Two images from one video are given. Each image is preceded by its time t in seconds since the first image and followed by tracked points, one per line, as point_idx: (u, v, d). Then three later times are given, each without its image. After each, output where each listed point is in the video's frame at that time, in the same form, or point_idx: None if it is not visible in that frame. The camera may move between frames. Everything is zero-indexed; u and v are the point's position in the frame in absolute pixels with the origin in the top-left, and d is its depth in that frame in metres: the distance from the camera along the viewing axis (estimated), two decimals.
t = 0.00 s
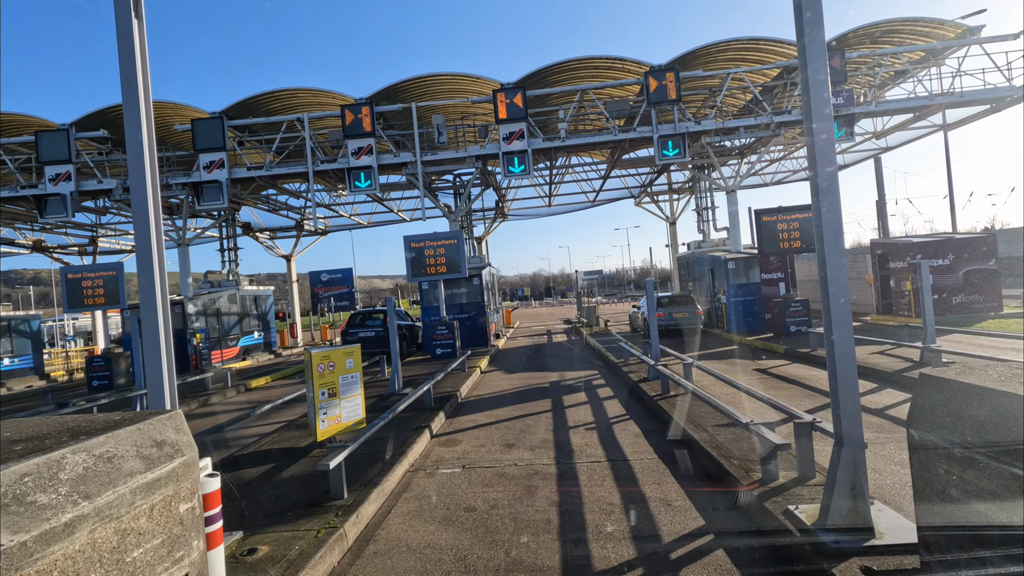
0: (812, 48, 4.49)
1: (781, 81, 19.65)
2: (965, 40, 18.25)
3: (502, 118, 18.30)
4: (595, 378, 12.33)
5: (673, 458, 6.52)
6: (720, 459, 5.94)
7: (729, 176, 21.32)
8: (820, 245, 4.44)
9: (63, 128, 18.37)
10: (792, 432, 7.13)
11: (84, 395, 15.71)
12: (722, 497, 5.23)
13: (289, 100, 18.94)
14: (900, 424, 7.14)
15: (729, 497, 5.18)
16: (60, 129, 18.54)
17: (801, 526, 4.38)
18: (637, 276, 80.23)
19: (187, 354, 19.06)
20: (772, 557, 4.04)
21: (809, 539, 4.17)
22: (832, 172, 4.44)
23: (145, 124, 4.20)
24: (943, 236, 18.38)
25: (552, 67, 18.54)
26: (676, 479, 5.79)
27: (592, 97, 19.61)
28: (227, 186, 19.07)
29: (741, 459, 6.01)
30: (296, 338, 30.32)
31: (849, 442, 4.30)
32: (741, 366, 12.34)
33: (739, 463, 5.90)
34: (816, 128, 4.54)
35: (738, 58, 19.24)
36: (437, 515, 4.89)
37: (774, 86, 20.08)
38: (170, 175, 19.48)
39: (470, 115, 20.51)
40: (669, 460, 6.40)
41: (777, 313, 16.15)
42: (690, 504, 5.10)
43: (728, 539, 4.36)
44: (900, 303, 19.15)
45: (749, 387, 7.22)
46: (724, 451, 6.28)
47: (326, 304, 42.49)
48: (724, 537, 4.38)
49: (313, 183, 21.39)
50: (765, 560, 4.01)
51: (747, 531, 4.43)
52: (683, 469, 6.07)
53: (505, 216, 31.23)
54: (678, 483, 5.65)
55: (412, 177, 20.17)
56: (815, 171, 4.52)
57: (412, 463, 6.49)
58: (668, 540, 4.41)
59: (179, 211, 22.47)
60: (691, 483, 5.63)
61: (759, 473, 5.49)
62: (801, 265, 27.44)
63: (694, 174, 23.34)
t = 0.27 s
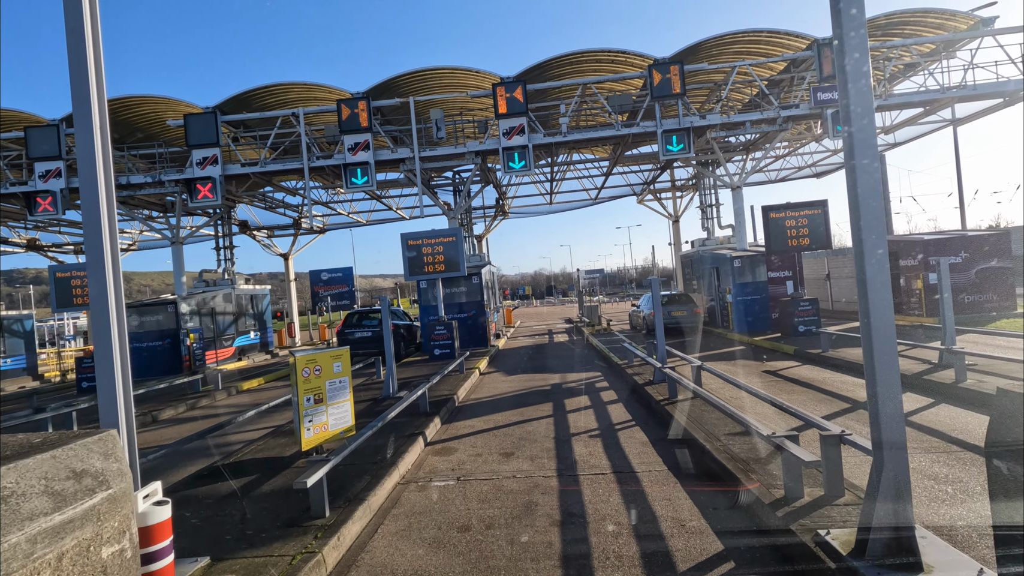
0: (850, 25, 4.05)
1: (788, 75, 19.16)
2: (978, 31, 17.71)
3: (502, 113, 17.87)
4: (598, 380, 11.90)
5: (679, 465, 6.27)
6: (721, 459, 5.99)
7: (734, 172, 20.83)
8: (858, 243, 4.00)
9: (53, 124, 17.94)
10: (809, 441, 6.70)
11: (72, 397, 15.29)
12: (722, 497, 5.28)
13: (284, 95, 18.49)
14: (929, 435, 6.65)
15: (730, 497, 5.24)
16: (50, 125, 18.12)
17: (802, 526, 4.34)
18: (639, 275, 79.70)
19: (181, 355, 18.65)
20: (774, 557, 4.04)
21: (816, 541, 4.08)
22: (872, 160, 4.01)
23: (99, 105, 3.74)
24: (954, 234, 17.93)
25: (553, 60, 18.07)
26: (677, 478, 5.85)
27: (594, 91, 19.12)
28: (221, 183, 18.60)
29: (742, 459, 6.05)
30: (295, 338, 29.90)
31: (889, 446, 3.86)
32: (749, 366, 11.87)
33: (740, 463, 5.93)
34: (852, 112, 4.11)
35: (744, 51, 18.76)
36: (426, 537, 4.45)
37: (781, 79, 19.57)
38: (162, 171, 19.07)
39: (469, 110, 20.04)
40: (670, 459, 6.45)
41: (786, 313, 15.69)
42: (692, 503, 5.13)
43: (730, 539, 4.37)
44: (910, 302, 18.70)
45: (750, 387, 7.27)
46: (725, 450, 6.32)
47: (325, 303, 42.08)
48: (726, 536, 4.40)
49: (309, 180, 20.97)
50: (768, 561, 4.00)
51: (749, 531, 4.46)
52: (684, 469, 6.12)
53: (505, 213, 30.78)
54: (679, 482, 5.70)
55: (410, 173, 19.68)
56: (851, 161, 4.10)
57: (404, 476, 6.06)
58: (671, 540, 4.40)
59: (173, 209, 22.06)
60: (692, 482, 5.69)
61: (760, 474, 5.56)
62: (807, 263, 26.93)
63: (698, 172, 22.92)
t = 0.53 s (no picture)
0: None
1: (794, 70, 18.75)
2: (989, 25, 17.30)
3: (501, 109, 17.48)
4: (599, 383, 11.50)
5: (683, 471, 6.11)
6: (721, 459, 6.01)
7: (738, 169, 20.41)
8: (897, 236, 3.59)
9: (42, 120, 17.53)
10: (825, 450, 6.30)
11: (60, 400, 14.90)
12: (722, 497, 5.33)
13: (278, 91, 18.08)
14: (957, 446, 6.24)
15: (730, 497, 5.29)
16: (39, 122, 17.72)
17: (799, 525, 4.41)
18: (639, 275, 79.32)
19: (174, 356, 18.28)
20: (775, 556, 4.06)
21: (811, 539, 4.14)
22: (916, 146, 3.60)
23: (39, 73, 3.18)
24: (963, 232, 17.53)
25: (553, 55, 17.66)
26: (678, 478, 5.90)
27: (595, 87, 18.71)
28: (214, 180, 18.21)
29: (742, 459, 6.09)
30: (291, 339, 29.51)
31: (934, 446, 3.40)
32: (755, 369, 11.46)
33: (741, 464, 5.96)
34: (892, 92, 3.70)
35: (749, 46, 18.35)
36: (414, 562, 4.05)
37: (786, 75, 19.15)
38: (154, 168, 18.69)
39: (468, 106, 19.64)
40: (670, 459, 6.47)
41: (792, 313, 15.29)
42: (693, 504, 5.15)
43: (731, 537, 4.40)
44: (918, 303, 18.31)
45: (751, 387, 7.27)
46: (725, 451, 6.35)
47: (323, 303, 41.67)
48: (726, 535, 4.42)
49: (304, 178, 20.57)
50: (769, 560, 4.02)
51: (749, 530, 4.49)
52: (685, 469, 6.15)
53: (504, 212, 30.37)
54: (680, 482, 5.74)
55: (408, 171, 19.29)
56: (890, 147, 3.70)
57: (393, 488, 5.67)
58: (674, 539, 4.43)
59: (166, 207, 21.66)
60: (692, 482, 5.74)
61: (760, 474, 5.60)
62: (812, 262, 26.54)
63: (701, 170, 22.51)
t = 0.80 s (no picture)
0: None
1: (799, 65, 18.29)
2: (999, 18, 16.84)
3: (499, 104, 17.02)
4: (601, 386, 11.03)
5: (683, 472, 6.05)
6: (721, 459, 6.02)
7: (742, 167, 19.95)
8: (957, 226, 3.50)
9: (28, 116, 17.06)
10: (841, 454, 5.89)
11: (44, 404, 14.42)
12: (722, 496, 5.33)
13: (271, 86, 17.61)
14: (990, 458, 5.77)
15: (729, 496, 5.28)
16: (26, 118, 17.25)
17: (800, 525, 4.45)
18: (640, 276, 78.84)
19: (163, 358, 17.81)
20: (774, 554, 4.05)
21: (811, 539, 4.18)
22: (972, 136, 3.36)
23: None
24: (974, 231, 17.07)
25: (553, 49, 17.21)
26: (676, 476, 5.90)
27: (595, 82, 18.24)
28: (204, 178, 17.74)
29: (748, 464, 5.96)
30: (287, 340, 29.02)
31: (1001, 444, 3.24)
32: (763, 372, 10.99)
33: (740, 464, 5.96)
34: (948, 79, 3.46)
35: (753, 40, 17.89)
36: None
37: (791, 70, 18.70)
38: (143, 166, 18.28)
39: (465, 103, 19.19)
40: (670, 459, 6.45)
41: (800, 314, 14.83)
42: (692, 503, 5.12)
43: (729, 536, 4.39)
44: (927, 303, 17.85)
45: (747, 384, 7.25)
46: (725, 451, 6.34)
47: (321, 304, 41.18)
48: (725, 533, 4.40)
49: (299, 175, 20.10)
50: (767, 557, 4.00)
51: (747, 528, 4.48)
52: (684, 468, 6.13)
53: (503, 212, 29.94)
54: (678, 482, 5.73)
55: (404, 168, 18.84)
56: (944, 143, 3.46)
57: (380, 507, 5.20)
58: (671, 538, 4.39)
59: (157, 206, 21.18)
60: (691, 481, 5.75)
61: (760, 474, 5.61)
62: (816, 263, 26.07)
63: (703, 168, 22.06)
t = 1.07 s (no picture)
0: None
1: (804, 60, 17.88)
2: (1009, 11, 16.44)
3: (498, 100, 16.63)
4: (602, 390, 10.62)
5: (681, 471, 6.05)
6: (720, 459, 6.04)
7: (746, 165, 19.56)
8: None
9: (15, 112, 16.62)
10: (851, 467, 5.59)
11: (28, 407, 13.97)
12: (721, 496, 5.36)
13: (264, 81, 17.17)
14: None
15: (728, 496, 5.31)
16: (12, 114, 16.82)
17: (799, 524, 4.52)
18: (640, 276, 78.45)
19: (153, 360, 17.38)
20: (774, 554, 4.08)
21: (811, 539, 4.27)
22: None
23: None
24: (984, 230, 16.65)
25: (552, 44, 16.79)
26: (676, 476, 5.91)
27: (596, 77, 17.82)
28: (196, 176, 17.31)
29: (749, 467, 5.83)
30: (283, 341, 28.55)
31: None
32: (771, 375, 10.57)
33: (740, 464, 6.01)
34: None
35: (757, 34, 17.48)
36: None
37: (796, 66, 18.29)
38: (134, 163, 17.89)
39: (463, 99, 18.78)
40: (670, 459, 6.46)
41: (806, 315, 14.40)
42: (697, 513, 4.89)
43: (729, 535, 4.41)
44: (935, 304, 17.43)
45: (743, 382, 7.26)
46: (724, 450, 6.38)
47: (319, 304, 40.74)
48: (724, 533, 4.42)
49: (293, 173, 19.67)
50: (767, 558, 4.02)
51: (747, 528, 4.50)
52: (684, 469, 6.12)
53: (502, 211, 29.57)
54: (678, 481, 5.76)
55: (400, 166, 18.42)
56: None
57: (365, 526, 4.80)
58: (671, 537, 4.38)
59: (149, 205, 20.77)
60: (690, 480, 5.78)
61: (760, 474, 5.65)
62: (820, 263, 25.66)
63: (706, 166, 21.65)
